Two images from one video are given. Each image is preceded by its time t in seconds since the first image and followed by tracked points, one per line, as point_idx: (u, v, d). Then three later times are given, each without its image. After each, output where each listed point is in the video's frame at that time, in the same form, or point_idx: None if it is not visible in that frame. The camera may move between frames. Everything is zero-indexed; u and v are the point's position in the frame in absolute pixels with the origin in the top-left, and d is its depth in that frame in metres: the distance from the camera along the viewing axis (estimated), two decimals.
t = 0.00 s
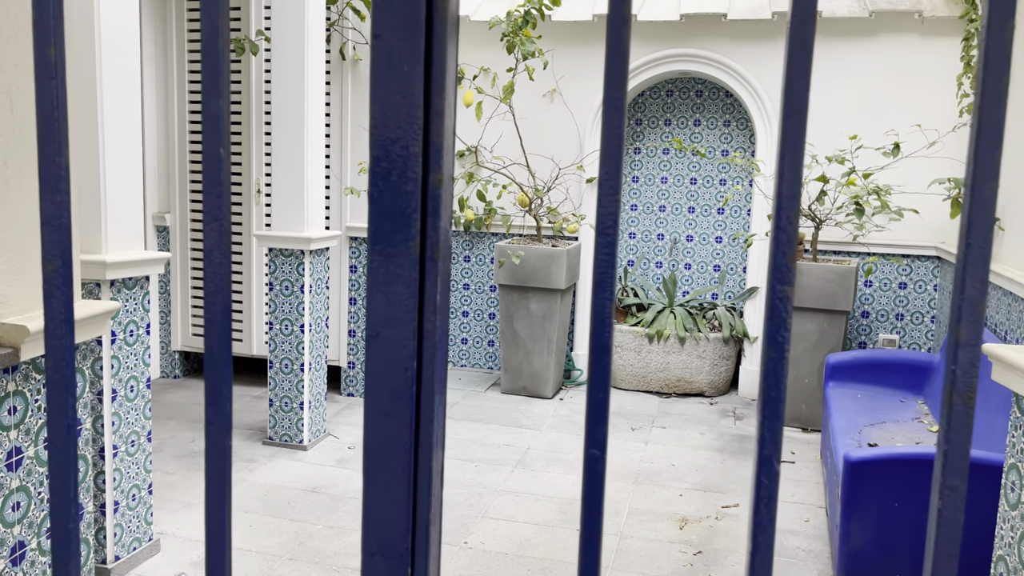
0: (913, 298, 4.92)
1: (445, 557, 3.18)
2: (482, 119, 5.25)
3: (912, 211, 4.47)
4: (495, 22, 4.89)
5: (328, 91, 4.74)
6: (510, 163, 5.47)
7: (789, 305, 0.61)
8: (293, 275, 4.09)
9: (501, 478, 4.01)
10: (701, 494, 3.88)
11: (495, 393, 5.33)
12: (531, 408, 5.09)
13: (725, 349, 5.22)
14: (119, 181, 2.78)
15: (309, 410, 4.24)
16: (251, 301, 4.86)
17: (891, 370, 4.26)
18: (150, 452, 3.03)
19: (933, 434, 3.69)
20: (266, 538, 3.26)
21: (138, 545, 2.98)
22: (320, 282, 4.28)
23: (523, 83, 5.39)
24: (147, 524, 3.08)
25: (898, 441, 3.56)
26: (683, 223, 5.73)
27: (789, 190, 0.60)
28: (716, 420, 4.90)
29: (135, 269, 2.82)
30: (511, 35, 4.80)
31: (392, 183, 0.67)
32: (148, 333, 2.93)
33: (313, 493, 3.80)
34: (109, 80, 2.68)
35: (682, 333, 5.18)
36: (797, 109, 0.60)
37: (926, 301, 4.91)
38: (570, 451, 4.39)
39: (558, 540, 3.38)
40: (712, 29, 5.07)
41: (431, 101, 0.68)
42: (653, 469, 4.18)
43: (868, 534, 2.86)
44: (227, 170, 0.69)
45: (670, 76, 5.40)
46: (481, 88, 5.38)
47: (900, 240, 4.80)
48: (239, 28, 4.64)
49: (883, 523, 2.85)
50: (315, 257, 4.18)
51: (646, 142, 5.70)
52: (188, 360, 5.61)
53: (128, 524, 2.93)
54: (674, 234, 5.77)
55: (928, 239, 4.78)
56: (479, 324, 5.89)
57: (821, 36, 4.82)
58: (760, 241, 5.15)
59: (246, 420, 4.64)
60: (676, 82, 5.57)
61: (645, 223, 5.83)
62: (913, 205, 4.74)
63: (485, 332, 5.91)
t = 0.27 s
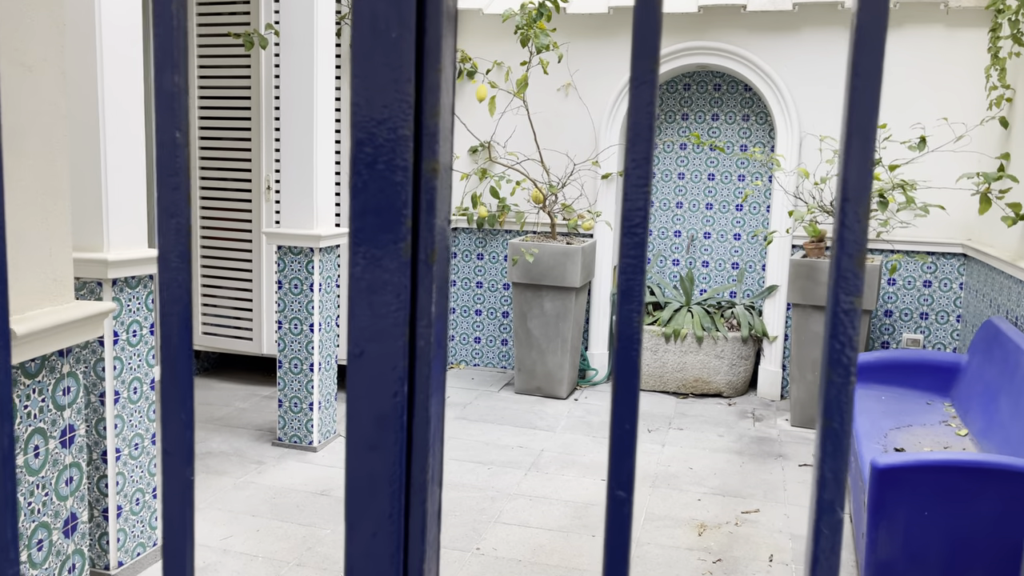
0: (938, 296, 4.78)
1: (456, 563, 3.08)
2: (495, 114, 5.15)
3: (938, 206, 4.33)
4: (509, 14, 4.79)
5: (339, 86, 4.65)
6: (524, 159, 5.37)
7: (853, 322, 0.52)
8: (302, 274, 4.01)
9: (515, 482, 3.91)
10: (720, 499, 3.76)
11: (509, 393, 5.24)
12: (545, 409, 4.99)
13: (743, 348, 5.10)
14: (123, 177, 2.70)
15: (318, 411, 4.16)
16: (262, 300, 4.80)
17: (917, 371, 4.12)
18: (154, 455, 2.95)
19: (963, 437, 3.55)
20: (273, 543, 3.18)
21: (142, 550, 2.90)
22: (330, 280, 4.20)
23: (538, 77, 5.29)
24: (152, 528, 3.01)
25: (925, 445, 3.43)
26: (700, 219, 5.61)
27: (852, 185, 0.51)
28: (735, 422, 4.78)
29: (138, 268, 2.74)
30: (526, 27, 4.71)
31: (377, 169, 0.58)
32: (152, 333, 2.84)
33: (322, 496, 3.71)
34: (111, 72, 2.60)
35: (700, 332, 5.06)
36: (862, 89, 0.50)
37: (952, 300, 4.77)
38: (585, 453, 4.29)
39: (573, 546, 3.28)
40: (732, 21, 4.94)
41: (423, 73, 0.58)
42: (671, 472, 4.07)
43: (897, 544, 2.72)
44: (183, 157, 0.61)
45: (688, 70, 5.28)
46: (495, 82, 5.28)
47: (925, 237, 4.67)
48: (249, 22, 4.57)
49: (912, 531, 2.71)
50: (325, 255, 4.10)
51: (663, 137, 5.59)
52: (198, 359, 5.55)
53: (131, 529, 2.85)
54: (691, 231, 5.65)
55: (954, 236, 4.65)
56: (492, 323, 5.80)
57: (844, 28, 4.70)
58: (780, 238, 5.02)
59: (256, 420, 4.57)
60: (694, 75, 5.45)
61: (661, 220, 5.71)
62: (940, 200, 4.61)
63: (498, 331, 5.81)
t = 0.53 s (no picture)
0: (953, 294, 4.65)
1: (458, 570, 2.99)
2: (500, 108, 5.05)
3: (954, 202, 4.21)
4: (514, 6, 4.69)
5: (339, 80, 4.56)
6: (530, 155, 5.27)
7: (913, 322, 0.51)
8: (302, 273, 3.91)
9: (520, 485, 3.82)
10: (731, 503, 3.66)
11: (515, 393, 5.14)
12: (551, 409, 4.90)
13: (754, 347, 4.99)
14: (116, 175, 2.62)
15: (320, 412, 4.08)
16: (264, 298, 4.72)
17: (932, 372, 4.00)
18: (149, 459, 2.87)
19: (981, 441, 3.43)
20: (271, 549, 3.10)
21: (135, 558, 2.82)
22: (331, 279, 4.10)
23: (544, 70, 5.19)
24: (146, 535, 2.92)
25: (942, 449, 3.32)
26: (710, 216, 5.50)
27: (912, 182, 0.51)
28: (745, 423, 4.68)
29: (130, 267, 2.64)
30: (531, 20, 4.61)
31: (324, 158, 0.52)
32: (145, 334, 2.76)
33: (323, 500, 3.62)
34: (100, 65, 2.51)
35: (709, 331, 4.96)
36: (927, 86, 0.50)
37: (968, 298, 4.64)
38: (591, 456, 4.20)
39: (579, 553, 3.19)
40: (743, 13, 4.81)
41: (379, 40, 0.52)
42: (679, 475, 3.97)
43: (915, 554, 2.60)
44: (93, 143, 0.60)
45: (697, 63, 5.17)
46: (500, 76, 5.18)
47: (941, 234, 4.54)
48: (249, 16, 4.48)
49: (931, 541, 2.58)
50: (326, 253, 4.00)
51: (672, 131, 5.47)
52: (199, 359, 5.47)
53: (124, 536, 2.77)
54: (700, 228, 5.53)
55: (971, 232, 4.52)
56: (498, 321, 5.71)
57: (857, 19, 4.60)
58: (791, 235, 4.91)
59: (257, 421, 4.49)
60: (703, 69, 5.33)
61: (670, 217, 5.60)
62: (957, 196, 4.48)
63: (504, 329, 5.72)
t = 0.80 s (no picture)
0: (960, 292, 4.56)
1: None
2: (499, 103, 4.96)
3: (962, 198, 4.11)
4: None
5: (334, 75, 4.48)
6: (529, 150, 5.18)
7: (929, 363, 0.47)
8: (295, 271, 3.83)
9: (516, 487, 3.74)
10: (732, 507, 3.58)
11: (514, 393, 5.06)
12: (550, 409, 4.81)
13: (756, 346, 4.90)
14: (96, 171, 2.54)
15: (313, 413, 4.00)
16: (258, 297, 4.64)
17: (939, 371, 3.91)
18: (133, 463, 2.79)
19: (989, 443, 3.33)
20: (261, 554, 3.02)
21: (118, 564, 2.75)
22: (326, 278, 4.02)
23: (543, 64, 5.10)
24: (130, 541, 2.84)
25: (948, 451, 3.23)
26: (712, 212, 5.41)
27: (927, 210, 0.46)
28: (747, 424, 4.60)
29: (111, 266, 2.56)
30: (528, 12, 4.52)
31: (194, 143, 0.48)
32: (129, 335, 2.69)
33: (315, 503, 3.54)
34: (80, 58, 2.43)
35: (711, 330, 4.87)
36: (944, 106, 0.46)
37: (975, 296, 4.55)
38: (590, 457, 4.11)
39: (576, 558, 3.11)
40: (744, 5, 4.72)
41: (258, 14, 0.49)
42: (680, 477, 3.88)
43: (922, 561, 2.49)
44: None
45: (699, 57, 5.08)
46: (498, 70, 5.09)
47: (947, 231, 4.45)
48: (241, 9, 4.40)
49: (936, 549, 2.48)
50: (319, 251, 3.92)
51: (673, 126, 5.38)
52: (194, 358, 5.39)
53: (107, 542, 2.70)
54: (702, 224, 5.44)
55: (979, 229, 4.42)
56: (497, 319, 5.63)
57: (861, 11, 4.51)
58: (795, 232, 4.82)
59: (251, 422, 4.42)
60: (705, 63, 5.24)
61: (672, 213, 5.50)
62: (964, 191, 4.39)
63: (503, 328, 5.63)
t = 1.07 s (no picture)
0: (960, 291, 4.49)
1: None
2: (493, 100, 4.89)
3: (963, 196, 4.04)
4: None
5: (326, 72, 4.40)
6: (524, 148, 5.11)
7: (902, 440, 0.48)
8: (283, 271, 3.75)
9: (509, 491, 3.67)
10: (728, 511, 3.51)
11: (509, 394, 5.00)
12: (546, 410, 4.74)
13: (754, 346, 4.84)
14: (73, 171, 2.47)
15: (303, 416, 3.93)
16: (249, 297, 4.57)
17: (939, 373, 3.84)
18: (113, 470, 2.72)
19: (990, 446, 3.26)
20: (246, 561, 2.95)
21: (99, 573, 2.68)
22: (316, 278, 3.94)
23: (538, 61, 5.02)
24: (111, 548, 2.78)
25: (948, 455, 3.15)
26: (710, 210, 5.33)
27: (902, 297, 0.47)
28: (744, 425, 4.53)
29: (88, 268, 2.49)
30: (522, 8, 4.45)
31: None
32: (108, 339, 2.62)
33: (304, 508, 3.47)
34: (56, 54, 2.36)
35: (708, 329, 4.80)
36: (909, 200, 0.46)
37: (976, 295, 4.48)
38: (585, 459, 4.05)
39: (568, 564, 3.03)
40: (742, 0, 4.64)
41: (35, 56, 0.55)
42: (676, 481, 3.82)
43: (920, 568, 2.41)
44: None
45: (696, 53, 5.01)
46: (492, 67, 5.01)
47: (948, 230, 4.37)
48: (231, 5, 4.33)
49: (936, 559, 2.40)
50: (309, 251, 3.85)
51: (670, 123, 5.30)
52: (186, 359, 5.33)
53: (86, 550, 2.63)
54: (700, 222, 5.37)
55: (980, 227, 4.35)
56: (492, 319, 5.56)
57: (861, 7, 4.43)
58: (793, 231, 4.75)
59: (241, 424, 4.35)
60: (702, 59, 5.17)
61: (669, 212, 5.43)
62: (965, 189, 4.31)
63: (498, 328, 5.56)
